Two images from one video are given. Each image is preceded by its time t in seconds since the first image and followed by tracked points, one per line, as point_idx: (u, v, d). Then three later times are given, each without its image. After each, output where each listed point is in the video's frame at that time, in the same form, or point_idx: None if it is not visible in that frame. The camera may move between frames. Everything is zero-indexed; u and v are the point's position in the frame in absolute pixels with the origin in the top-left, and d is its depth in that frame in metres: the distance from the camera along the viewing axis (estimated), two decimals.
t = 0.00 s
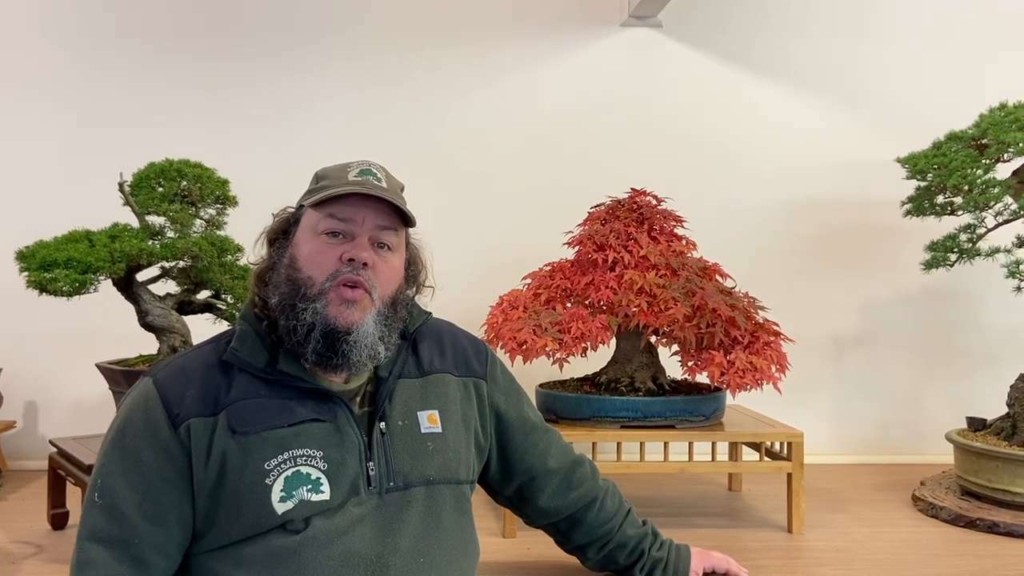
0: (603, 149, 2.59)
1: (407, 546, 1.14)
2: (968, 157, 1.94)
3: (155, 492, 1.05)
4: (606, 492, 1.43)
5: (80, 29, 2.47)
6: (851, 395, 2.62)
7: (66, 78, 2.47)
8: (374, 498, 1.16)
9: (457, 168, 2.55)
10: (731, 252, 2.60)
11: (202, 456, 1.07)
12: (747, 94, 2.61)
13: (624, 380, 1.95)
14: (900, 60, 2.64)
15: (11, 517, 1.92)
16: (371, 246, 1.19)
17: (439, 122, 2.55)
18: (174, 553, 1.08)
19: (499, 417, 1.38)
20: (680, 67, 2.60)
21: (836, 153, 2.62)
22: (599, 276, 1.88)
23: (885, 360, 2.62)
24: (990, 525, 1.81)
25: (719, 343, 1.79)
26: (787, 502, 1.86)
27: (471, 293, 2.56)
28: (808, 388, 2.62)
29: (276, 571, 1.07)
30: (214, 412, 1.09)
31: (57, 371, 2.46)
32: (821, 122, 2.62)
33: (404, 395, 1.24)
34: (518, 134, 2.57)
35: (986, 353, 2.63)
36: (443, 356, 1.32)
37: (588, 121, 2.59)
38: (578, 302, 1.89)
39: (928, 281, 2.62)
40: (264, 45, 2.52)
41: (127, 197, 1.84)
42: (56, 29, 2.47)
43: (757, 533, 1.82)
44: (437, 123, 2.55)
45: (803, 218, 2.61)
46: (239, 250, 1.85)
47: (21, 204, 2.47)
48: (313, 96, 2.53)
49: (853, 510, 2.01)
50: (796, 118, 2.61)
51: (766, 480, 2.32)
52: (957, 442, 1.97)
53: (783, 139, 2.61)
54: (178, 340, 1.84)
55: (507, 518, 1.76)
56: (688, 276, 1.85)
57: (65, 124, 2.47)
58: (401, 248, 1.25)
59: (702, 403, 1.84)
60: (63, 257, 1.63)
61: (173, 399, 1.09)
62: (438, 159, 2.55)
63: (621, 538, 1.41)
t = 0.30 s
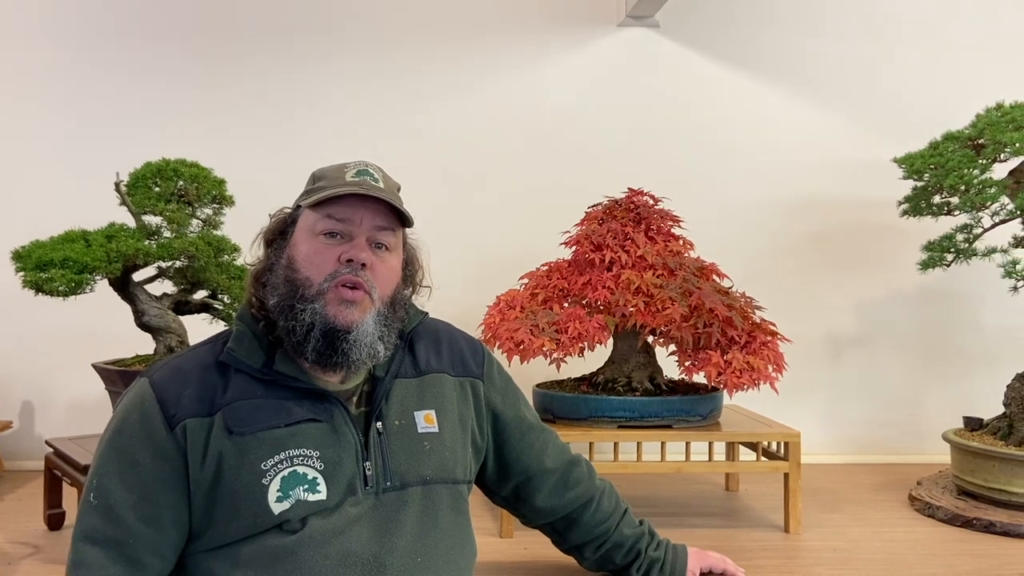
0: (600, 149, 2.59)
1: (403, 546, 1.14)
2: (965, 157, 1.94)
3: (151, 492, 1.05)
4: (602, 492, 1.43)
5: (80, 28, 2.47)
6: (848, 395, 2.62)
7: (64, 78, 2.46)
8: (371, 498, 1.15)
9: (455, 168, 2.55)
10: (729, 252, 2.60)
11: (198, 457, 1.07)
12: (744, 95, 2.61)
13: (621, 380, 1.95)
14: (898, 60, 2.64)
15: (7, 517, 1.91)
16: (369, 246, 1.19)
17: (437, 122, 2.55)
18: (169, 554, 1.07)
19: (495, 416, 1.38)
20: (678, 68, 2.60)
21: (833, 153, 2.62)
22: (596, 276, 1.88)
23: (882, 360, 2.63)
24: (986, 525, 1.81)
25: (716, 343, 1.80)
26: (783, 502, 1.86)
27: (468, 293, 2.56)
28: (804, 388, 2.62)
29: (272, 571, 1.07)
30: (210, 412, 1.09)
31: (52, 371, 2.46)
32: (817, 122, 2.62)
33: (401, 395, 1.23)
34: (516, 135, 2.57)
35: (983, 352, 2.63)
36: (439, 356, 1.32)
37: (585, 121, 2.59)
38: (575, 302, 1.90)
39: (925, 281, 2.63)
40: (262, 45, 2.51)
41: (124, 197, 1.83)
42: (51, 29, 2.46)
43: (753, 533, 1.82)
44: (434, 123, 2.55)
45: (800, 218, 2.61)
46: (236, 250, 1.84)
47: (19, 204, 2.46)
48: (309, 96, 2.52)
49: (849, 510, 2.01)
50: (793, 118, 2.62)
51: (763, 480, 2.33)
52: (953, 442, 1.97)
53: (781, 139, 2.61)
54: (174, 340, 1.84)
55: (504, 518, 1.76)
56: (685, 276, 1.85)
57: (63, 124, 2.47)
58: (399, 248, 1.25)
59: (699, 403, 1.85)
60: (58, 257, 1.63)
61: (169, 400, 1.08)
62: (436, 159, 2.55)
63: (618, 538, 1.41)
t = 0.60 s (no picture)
0: (597, 149, 2.59)
1: (400, 545, 1.14)
2: (962, 157, 1.94)
3: (146, 492, 1.05)
4: (599, 492, 1.43)
5: (80, 29, 2.46)
6: (845, 394, 2.63)
7: (62, 78, 2.46)
8: (368, 496, 1.15)
9: (452, 168, 2.55)
10: (727, 252, 2.60)
11: (194, 456, 1.06)
12: (741, 94, 2.61)
13: (618, 380, 1.95)
14: (896, 61, 2.65)
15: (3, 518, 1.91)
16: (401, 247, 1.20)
17: (434, 122, 2.54)
18: (166, 553, 1.08)
19: (492, 415, 1.38)
20: (676, 68, 2.60)
21: (830, 153, 2.62)
22: (593, 276, 1.88)
23: (879, 360, 2.63)
24: (983, 524, 1.82)
25: (714, 343, 1.79)
26: (781, 502, 1.86)
27: (465, 293, 2.56)
28: (802, 388, 2.62)
29: (268, 570, 1.07)
30: (206, 411, 1.09)
31: (49, 371, 2.45)
32: (815, 122, 2.62)
33: (398, 394, 1.22)
34: (514, 135, 2.57)
35: (980, 352, 2.63)
36: (436, 355, 1.31)
37: (582, 121, 2.58)
38: (573, 302, 1.90)
39: (922, 281, 2.63)
40: (258, 44, 2.51)
41: (121, 197, 1.83)
42: (47, 28, 2.45)
43: (751, 533, 1.82)
44: (432, 123, 2.54)
45: (797, 218, 2.61)
46: (232, 249, 1.84)
47: (16, 205, 2.46)
48: (307, 96, 2.52)
49: (847, 510, 2.01)
50: (790, 118, 2.62)
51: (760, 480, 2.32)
52: (950, 442, 1.97)
53: (779, 139, 2.61)
54: (171, 340, 1.84)
55: (501, 518, 1.76)
56: (683, 276, 1.85)
57: (60, 124, 2.46)
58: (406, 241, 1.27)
59: (696, 403, 1.85)
60: (55, 257, 1.63)
61: (165, 399, 1.08)
62: (434, 160, 2.54)
63: (615, 538, 1.41)
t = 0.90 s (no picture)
0: (594, 149, 2.59)
1: (401, 546, 1.13)
2: (959, 157, 1.94)
3: (143, 494, 1.05)
4: (595, 491, 1.43)
5: (79, 29, 2.46)
6: (842, 394, 2.63)
7: (60, 78, 2.45)
8: (368, 496, 1.14)
9: (449, 168, 2.55)
10: (724, 251, 2.60)
11: (192, 456, 1.06)
12: (738, 95, 2.61)
13: (616, 380, 1.95)
14: (893, 61, 2.65)
15: None
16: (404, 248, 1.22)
17: (432, 122, 2.54)
18: (162, 555, 1.07)
19: (489, 415, 1.38)
20: (674, 68, 2.60)
21: (826, 154, 2.62)
22: (591, 276, 1.88)
23: (875, 360, 2.63)
24: (980, 524, 1.82)
25: (711, 344, 1.80)
26: (778, 502, 1.86)
27: (463, 293, 2.56)
28: (798, 388, 2.62)
29: (268, 571, 1.07)
30: (204, 412, 1.08)
31: (45, 371, 2.45)
32: (811, 122, 2.62)
33: (397, 394, 1.22)
34: (512, 135, 2.57)
35: (976, 352, 2.64)
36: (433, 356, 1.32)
37: (579, 121, 2.58)
38: (571, 303, 1.89)
39: (919, 281, 2.63)
40: (255, 44, 2.50)
41: (117, 196, 1.82)
42: (43, 28, 2.45)
43: (749, 532, 1.82)
44: (429, 123, 2.54)
45: (794, 218, 2.61)
46: (230, 250, 1.84)
47: (13, 205, 2.45)
48: (304, 96, 2.52)
49: (844, 510, 2.01)
50: (788, 118, 2.62)
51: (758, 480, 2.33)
52: (947, 441, 1.97)
53: (776, 139, 2.61)
54: (168, 340, 1.83)
55: (499, 518, 1.76)
56: (680, 276, 1.84)
57: (58, 124, 2.46)
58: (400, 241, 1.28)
59: (694, 403, 1.85)
60: (51, 257, 1.62)
61: (162, 400, 1.08)
62: (431, 159, 2.54)
63: (613, 538, 1.40)
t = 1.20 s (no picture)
0: (592, 149, 2.59)
1: (404, 533, 1.14)
2: (956, 157, 1.94)
3: (133, 504, 1.03)
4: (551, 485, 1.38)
5: (76, 28, 2.45)
6: (839, 394, 2.63)
7: (60, 78, 2.45)
8: (366, 487, 1.14)
9: (447, 167, 2.55)
10: (722, 251, 2.60)
11: (182, 463, 1.04)
12: (736, 94, 2.61)
13: (613, 380, 1.94)
14: (891, 61, 2.65)
15: None
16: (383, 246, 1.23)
17: (430, 122, 2.54)
18: (155, 569, 1.05)
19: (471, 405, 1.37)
20: (673, 68, 2.60)
21: (824, 154, 2.62)
22: (588, 276, 1.88)
23: (872, 360, 2.63)
24: (977, 523, 1.82)
25: (709, 343, 1.80)
26: (775, 501, 1.86)
27: (461, 293, 2.56)
28: (795, 388, 2.62)
29: (272, 570, 1.06)
30: (189, 417, 1.07)
31: (42, 371, 2.44)
32: (809, 122, 2.62)
33: (385, 385, 1.22)
34: (510, 134, 2.56)
35: (973, 351, 2.64)
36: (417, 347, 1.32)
37: (577, 120, 2.58)
38: (568, 302, 1.89)
39: (916, 281, 2.63)
40: (253, 44, 2.50)
41: (114, 196, 1.82)
42: (40, 28, 2.44)
43: (746, 532, 1.82)
44: (427, 122, 2.54)
45: (792, 218, 2.62)
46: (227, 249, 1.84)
47: (13, 205, 2.45)
48: (303, 96, 2.52)
49: (840, 509, 2.02)
50: (786, 118, 2.62)
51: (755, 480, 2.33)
52: (944, 441, 1.98)
53: (774, 139, 2.62)
54: (165, 340, 1.83)
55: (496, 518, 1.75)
56: (678, 276, 1.85)
57: (58, 124, 2.46)
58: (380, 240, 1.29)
59: (691, 402, 1.85)
60: (48, 257, 1.62)
61: (144, 409, 1.06)
62: (430, 159, 2.54)
63: (554, 524, 1.33)
